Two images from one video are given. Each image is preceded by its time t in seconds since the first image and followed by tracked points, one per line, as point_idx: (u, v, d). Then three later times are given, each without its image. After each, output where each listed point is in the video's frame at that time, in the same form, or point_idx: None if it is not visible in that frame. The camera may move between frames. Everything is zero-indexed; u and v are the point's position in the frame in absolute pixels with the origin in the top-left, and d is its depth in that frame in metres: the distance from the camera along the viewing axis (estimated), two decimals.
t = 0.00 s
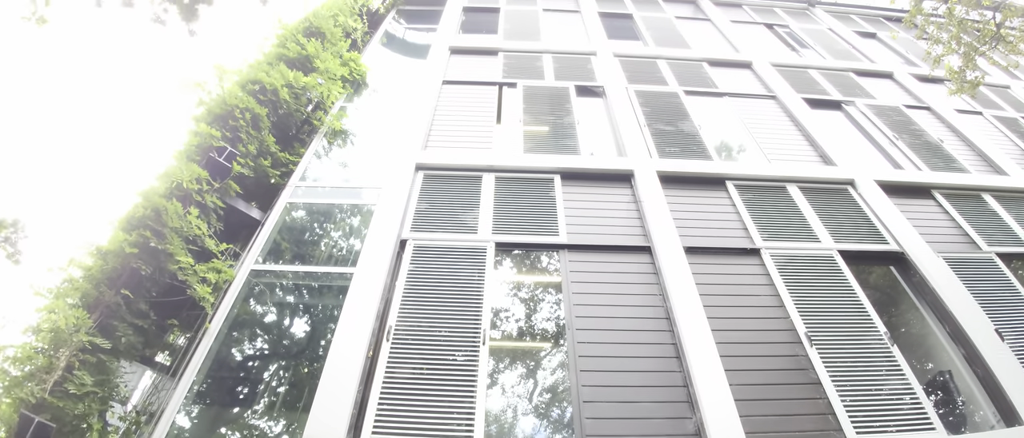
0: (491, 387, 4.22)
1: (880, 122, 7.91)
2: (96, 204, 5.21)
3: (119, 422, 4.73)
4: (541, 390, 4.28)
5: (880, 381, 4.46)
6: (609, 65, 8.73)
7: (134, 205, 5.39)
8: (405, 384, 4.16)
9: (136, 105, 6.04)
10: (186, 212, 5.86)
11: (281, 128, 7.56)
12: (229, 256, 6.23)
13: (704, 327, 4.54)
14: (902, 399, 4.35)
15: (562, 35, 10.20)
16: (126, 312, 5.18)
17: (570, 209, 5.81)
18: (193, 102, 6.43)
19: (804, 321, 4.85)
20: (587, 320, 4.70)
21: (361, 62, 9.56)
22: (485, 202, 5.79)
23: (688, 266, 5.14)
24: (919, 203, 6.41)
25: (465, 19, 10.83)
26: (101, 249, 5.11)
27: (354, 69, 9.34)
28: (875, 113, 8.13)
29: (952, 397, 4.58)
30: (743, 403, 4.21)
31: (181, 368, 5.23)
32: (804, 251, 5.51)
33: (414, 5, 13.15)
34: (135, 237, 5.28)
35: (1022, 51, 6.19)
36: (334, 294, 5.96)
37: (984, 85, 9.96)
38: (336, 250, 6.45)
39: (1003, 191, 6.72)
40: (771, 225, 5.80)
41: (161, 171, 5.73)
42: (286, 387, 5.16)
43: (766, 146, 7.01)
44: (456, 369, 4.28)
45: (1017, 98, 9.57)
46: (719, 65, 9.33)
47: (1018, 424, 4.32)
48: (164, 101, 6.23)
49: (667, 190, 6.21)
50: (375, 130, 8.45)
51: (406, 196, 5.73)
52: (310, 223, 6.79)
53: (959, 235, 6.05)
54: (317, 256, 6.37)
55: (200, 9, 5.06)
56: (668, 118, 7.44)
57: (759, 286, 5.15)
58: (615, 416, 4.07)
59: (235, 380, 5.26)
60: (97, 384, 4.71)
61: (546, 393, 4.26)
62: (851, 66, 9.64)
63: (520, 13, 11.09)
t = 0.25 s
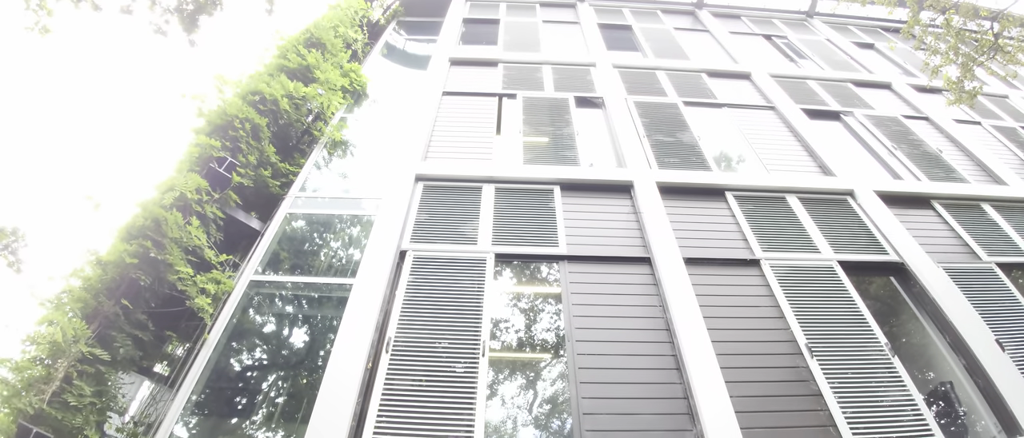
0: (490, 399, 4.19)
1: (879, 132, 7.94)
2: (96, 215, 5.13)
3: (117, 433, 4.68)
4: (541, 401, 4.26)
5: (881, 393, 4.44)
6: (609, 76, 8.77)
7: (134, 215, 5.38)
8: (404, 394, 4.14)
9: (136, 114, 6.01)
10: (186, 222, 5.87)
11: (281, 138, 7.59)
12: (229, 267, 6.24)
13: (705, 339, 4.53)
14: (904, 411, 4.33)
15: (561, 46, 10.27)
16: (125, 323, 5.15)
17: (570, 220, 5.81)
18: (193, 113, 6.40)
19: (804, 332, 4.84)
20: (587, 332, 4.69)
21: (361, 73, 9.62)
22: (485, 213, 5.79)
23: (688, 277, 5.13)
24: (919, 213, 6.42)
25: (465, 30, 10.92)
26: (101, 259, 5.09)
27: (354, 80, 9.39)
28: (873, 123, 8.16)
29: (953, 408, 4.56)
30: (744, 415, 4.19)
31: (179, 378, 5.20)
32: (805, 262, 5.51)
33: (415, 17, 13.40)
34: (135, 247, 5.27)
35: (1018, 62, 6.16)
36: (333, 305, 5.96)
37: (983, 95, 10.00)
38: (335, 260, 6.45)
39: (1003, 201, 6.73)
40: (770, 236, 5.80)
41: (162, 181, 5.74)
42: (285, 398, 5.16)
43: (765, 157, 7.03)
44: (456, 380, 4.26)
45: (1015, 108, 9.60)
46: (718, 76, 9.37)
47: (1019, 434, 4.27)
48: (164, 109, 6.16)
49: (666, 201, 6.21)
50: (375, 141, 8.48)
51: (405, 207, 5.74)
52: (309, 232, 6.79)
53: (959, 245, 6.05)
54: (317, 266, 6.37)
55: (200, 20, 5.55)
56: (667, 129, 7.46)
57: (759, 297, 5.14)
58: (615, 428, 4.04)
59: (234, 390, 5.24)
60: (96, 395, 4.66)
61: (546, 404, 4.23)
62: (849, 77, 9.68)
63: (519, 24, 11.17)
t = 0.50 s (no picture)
0: (489, 409, 4.17)
1: (878, 141, 7.96)
2: (96, 223, 5.22)
3: None
4: (540, 411, 4.23)
5: (883, 402, 4.41)
6: (608, 85, 8.81)
7: (134, 224, 5.39)
8: (403, 404, 4.13)
9: (138, 124, 6.13)
10: (186, 231, 5.85)
11: (282, 148, 7.61)
12: (228, 276, 6.23)
13: (705, 349, 4.52)
14: (905, 421, 4.30)
15: (561, 56, 10.32)
16: (124, 332, 5.15)
17: (570, 230, 5.82)
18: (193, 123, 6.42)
19: (804, 342, 4.82)
20: (586, 342, 4.68)
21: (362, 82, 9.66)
22: (485, 223, 5.80)
23: (688, 287, 5.13)
24: (919, 222, 6.42)
25: (465, 40, 10.99)
26: (99, 268, 5.09)
27: (355, 89, 9.44)
28: (872, 133, 8.18)
29: (954, 418, 4.54)
30: (744, 426, 4.16)
31: (177, 388, 5.17)
32: (805, 271, 5.51)
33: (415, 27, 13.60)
34: (134, 256, 5.28)
35: (1018, 70, 6.18)
36: (333, 314, 5.95)
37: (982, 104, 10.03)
38: (335, 269, 6.44)
39: (1003, 210, 6.73)
40: (770, 246, 5.80)
41: (161, 190, 5.73)
42: (283, 408, 5.13)
43: (764, 167, 7.04)
44: (455, 390, 4.24)
45: (1014, 116, 9.63)
46: (717, 86, 9.41)
47: None
48: (165, 119, 6.26)
49: (666, 210, 6.22)
50: (375, 151, 8.49)
51: (405, 216, 5.74)
52: (309, 241, 6.79)
53: (959, 254, 6.05)
54: (317, 275, 6.36)
55: (203, 29, 5.17)
56: (667, 139, 7.48)
57: (759, 307, 5.14)
58: None
59: (232, 400, 5.22)
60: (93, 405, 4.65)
61: (545, 414, 4.21)
62: (848, 87, 9.72)
63: (519, 33, 11.23)
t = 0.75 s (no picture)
0: (489, 419, 4.15)
1: (877, 151, 7.98)
2: (96, 233, 5.26)
3: None
4: (540, 422, 4.20)
5: (885, 413, 4.39)
6: (608, 96, 8.85)
7: (134, 234, 5.38)
8: (402, 415, 4.11)
9: (139, 129, 6.03)
10: (186, 241, 5.82)
11: (282, 158, 7.63)
12: (227, 287, 6.21)
13: (705, 359, 4.50)
14: (907, 432, 4.27)
15: (561, 67, 10.36)
16: (123, 342, 5.12)
17: (570, 240, 5.82)
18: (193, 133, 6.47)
19: (805, 352, 4.81)
20: (586, 352, 4.66)
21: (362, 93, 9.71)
22: (485, 233, 5.80)
23: (688, 297, 5.12)
24: (919, 232, 6.42)
25: (465, 50, 11.05)
26: (98, 277, 5.08)
27: (356, 100, 9.50)
28: (871, 142, 8.20)
29: (956, 428, 4.51)
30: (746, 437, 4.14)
31: (177, 398, 5.14)
32: (805, 281, 5.50)
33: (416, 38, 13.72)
34: (133, 265, 5.27)
35: (1017, 79, 6.18)
36: (333, 324, 5.93)
37: (981, 113, 10.06)
38: (334, 279, 6.43)
39: (1003, 219, 6.73)
40: (770, 255, 5.80)
41: (161, 200, 5.73)
42: (282, 418, 5.10)
43: (764, 176, 7.06)
44: (455, 401, 4.22)
45: (1014, 125, 9.65)
46: (716, 95, 9.45)
47: None
48: (167, 128, 6.29)
49: (666, 220, 6.23)
50: (375, 161, 8.51)
51: (406, 226, 5.75)
52: (309, 251, 6.79)
53: (959, 263, 6.05)
54: (317, 285, 6.35)
55: (205, 39, 5.08)
56: (666, 148, 7.50)
57: (760, 317, 5.12)
58: None
59: (230, 409, 5.21)
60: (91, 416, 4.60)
61: (545, 425, 4.18)
62: (847, 96, 9.75)
63: (519, 43, 11.30)
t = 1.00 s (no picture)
0: (488, 428, 4.13)
1: (876, 158, 8.00)
2: (95, 241, 5.22)
3: None
4: (540, 430, 4.18)
5: (887, 420, 4.37)
6: (607, 103, 8.88)
7: (134, 242, 5.39)
8: (401, 423, 4.09)
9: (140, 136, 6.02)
10: (185, 249, 5.84)
11: (282, 165, 7.65)
12: (226, 296, 6.19)
13: (706, 367, 4.49)
14: None
15: (560, 75, 10.40)
16: (122, 350, 5.12)
17: (570, 247, 5.82)
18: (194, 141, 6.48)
19: (806, 359, 4.80)
20: (586, 360, 4.65)
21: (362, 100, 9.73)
22: (485, 241, 5.80)
23: (688, 304, 5.12)
24: (919, 239, 6.42)
25: (465, 58, 11.09)
26: (96, 285, 5.08)
27: (356, 107, 9.52)
28: (870, 149, 8.22)
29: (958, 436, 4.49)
30: None
31: (174, 406, 5.13)
32: (805, 288, 5.50)
33: (416, 46, 13.78)
34: (133, 273, 5.27)
35: (1015, 86, 6.22)
36: (332, 332, 5.91)
37: (979, 119, 10.08)
38: (334, 287, 6.42)
39: (1003, 226, 6.73)
40: (770, 263, 5.80)
41: (161, 208, 5.75)
42: (281, 426, 5.09)
43: (763, 183, 7.06)
44: (455, 409, 4.20)
45: (1012, 132, 9.67)
46: (715, 102, 9.48)
47: None
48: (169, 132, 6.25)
49: (666, 227, 6.23)
50: (375, 168, 8.52)
51: (405, 234, 5.75)
52: (308, 259, 6.79)
53: (959, 269, 6.04)
54: (317, 293, 6.34)
55: (207, 47, 5.11)
56: (666, 156, 7.51)
57: (760, 324, 5.12)
58: None
59: (228, 418, 5.17)
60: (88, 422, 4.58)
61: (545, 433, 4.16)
62: (846, 103, 9.77)
63: (519, 51, 11.34)
